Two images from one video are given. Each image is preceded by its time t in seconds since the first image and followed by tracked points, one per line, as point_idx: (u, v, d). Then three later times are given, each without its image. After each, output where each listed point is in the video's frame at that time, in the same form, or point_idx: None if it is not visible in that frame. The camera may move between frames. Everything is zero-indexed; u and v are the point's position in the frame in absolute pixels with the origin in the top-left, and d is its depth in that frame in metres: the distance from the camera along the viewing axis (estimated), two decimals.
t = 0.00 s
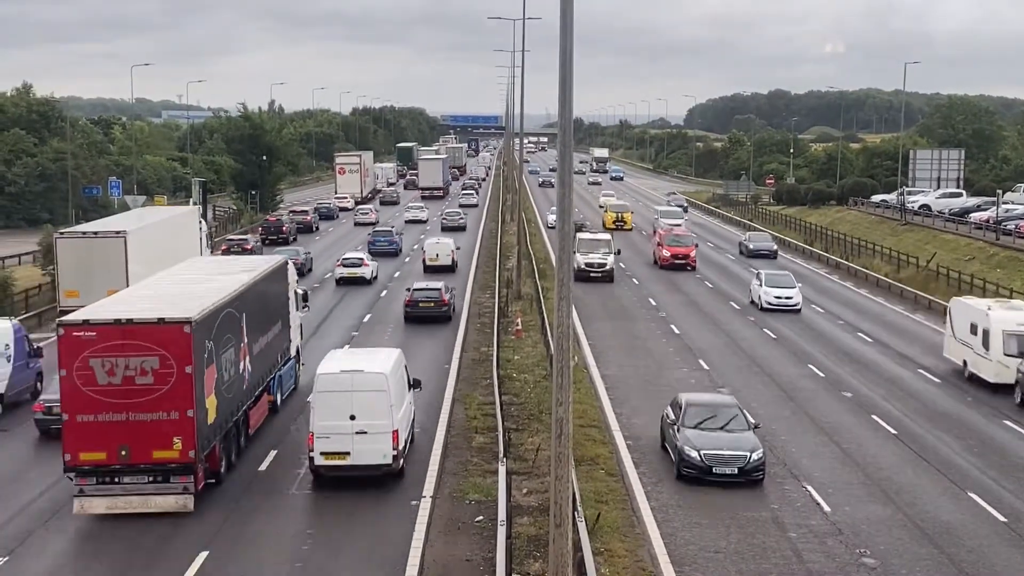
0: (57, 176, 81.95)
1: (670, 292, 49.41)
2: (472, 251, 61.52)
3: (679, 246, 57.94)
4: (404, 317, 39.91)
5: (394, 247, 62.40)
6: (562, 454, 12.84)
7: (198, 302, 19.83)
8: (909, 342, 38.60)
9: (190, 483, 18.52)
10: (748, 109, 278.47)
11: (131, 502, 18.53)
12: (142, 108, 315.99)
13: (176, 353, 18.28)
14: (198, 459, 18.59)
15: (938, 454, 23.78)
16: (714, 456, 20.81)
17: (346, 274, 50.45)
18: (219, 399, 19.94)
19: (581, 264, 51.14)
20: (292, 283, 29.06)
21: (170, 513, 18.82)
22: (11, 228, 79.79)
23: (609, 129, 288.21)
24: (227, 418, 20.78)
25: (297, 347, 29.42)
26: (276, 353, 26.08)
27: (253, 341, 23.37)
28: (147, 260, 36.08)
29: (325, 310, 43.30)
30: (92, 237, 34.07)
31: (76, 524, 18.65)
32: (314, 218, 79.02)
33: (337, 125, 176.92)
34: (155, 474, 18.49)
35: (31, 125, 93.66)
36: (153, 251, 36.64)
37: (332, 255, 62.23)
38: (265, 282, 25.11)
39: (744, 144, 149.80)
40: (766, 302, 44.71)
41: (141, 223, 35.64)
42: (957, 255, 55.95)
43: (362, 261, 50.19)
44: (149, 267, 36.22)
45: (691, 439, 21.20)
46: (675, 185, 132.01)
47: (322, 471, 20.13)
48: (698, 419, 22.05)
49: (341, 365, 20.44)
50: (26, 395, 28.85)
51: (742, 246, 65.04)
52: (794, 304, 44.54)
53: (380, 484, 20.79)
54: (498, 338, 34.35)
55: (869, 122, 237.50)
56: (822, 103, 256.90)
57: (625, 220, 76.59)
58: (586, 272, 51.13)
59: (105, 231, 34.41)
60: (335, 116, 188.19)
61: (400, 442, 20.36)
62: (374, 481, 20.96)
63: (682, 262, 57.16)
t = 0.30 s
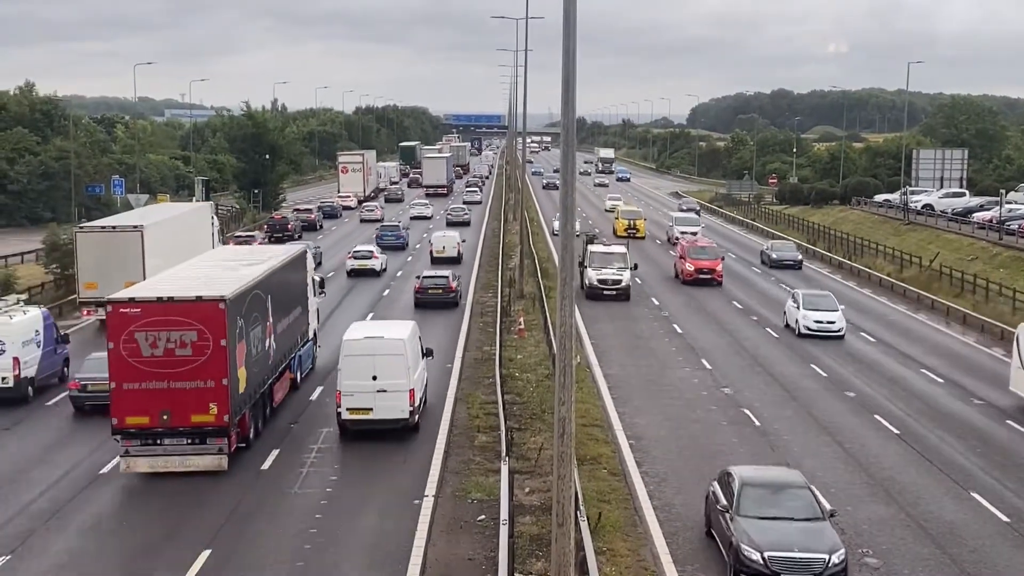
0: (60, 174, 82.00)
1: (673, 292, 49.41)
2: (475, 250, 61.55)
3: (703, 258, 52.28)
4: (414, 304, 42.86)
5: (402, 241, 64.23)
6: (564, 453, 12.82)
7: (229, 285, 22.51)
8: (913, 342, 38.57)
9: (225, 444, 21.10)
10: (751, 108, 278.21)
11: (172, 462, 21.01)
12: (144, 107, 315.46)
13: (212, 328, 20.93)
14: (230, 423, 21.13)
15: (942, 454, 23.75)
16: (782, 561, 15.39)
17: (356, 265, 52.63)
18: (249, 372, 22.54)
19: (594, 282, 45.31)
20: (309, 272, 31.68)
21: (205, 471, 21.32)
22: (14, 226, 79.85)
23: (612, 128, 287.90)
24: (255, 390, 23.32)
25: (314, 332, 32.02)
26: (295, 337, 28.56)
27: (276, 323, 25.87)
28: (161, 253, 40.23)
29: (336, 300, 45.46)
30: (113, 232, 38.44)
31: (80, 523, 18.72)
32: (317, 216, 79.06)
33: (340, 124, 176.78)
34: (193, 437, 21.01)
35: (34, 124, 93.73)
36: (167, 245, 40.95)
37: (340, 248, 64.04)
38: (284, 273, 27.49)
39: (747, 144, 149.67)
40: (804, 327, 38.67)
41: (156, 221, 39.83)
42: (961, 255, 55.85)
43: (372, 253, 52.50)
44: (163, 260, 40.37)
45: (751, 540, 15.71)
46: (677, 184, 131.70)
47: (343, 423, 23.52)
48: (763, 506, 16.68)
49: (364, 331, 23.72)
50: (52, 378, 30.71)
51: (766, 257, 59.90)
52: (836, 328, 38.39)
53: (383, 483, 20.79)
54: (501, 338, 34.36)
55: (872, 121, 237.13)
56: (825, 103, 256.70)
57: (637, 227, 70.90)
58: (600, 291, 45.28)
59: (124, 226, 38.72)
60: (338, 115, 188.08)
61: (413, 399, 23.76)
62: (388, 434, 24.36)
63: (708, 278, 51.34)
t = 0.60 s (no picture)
0: (63, 173, 81.96)
1: (676, 290, 49.40)
2: (477, 249, 61.56)
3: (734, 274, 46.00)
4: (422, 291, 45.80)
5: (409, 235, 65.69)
6: (566, 452, 12.83)
7: (256, 269, 25.05)
8: (915, 342, 38.55)
9: (253, 412, 23.74)
10: (754, 108, 278.10)
11: (204, 428, 23.72)
12: (145, 105, 315.18)
13: (242, 307, 23.57)
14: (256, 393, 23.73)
15: (944, 453, 23.73)
16: None
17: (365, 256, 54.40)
18: (274, 348, 25.16)
19: (609, 304, 39.59)
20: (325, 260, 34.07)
21: (232, 437, 24.01)
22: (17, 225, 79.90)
23: (614, 127, 287.70)
24: (278, 365, 25.96)
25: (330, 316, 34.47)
26: (313, 319, 31.09)
27: (296, 306, 28.34)
28: (175, 247, 41.61)
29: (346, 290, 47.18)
30: (129, 226, 39.76)
31: (83, 520, 18.77)
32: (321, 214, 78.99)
33: (342, 123, 176.64)
34: (223, 405, 23.67)
35: (37, 123, 93.70)
36: (182, 239, 42.45)
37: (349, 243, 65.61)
38: (302, 262, 29.82)
39: (749, 143, 149.54)
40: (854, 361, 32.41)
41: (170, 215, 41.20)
42: (963, 254, 55.83)
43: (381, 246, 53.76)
44: (177, 254, 41.73)
45: None
46: (679, 183, 131.47)
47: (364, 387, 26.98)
48: None
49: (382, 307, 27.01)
50: (77, 364, 32.25)
51: (792, 268, 55.03)
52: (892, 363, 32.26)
53: (385, 481, 20.82)
54: (503, 336, 34.37)
55: (875, 121, 237.02)
56: (828, 102, 256.49)
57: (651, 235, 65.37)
58: (616, 315, 39.56)
59: (140, 220, 40.09)
60: (340, 114, 187.97)
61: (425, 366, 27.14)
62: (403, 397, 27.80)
63: (738, 295, 45.40)
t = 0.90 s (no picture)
0: (64, 170, 81.95)
1: (677, 289, 49.40)
2: (478, 248, 61.61)
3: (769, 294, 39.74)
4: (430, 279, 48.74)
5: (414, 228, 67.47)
6: (567, 450, 12.83)
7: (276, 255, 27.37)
8: (916, 340, 38.55)
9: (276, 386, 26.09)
10: (755, 106, 277.92)
11: (230, 400, 26.13)
12: (147, 104, 315.11)
13: (266, 290, 25.94)
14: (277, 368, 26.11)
15: (944, 452, 23.73)
16: None
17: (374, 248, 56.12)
18: (294, 328, 27.57)
19: (628, 333, 33.67)
20: (338, 250, 36.36)
21: (256, 409, 26.46)
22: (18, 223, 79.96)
23: (615, 126, 287.50)
24: (298, 343, 28.29)
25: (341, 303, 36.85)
26: (327, 304, 33.50)
27: (313, 290, 30.68)
28: (186, 239, 42.63)
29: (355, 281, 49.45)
30: (141, 222, 40.65)
31: (84, 517, 18.80)
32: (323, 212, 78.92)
33: (343, 121, 176.64)
34: (248, 380, 26.08)
35: (39, 121, 93.67)
36: (193, 233, 43.64)
37: (357, 237, 67.24)
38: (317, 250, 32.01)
39: (750, 141, 149.46)
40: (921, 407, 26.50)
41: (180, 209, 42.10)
42: (964, 253, 55.84)
43: (389, 239, 55.67)
44: (188, 245, 42.79)
45: None
46: (680, 182, 131.42)
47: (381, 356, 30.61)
48: None
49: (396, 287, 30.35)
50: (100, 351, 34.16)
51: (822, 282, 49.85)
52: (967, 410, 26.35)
53: (386, 480, 20.82)
54: (504, 335, 34.36)
55: (876, 119, 236.94)
56: (829, 101, 256.19)
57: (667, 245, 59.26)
58: (636, 345, 33.61)
59: (151, 215, 40.97)
60: (341, 112, 187.74)
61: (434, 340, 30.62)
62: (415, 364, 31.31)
63: (775, 320, 39.13)
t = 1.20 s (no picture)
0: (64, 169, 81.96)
1: (677, 287, 49.45)
2: (478, 246, 61.68)
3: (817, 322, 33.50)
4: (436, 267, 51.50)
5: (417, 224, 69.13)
6: (567, 449, 12.84)
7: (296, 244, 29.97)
8: (916, 339, 38.59)
9: (294, 363, 28.63)
10: (756, 105, 277.97)
11: (252, 376, 28.69)
12: (147, 101, 314.78)
13: (286, 275, 28.54)
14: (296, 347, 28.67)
15: (944, 450, 23.75)
16: None
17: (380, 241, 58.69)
18: (311, 312, 30.15)
19: (652, 374, 27.45)
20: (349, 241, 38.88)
21: (276, 385, 29.01)
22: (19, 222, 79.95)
23: (616, 124, 287.45)
24: (314, 326, 30.80)
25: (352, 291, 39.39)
26: (341, 292, 36.08)
27: (328, 277, 33.16)
28: (195, 234, 44.55)
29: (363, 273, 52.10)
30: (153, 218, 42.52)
31: (85, 515, 18.83)
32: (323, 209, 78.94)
33: (344, 120, 176.67)
34: (269, 358, 28.63)
35: (39, 119, 93.69)
36: (201, 229, 45.66)
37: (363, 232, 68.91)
38: (329, 241, 34.37)
39: (750, 140, 149.44)
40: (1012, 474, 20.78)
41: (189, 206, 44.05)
42: (965, 251, 55.84)
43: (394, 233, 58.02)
44: (196, 241, 44.71)
45: None
46: (680, 180, 131.37)
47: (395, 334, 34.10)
48: None
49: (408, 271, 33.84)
50: (118, 340, 35.78)
51: (856, 299, 44.39)
52: None
53: (386, 478, 20.83)
54: (505, 333, 34.39)
55: (876, 118, 236.96)
56: (829, 99, 256.09)
57: (683, 258, 53.66)
58: (661, 388, 27.42)
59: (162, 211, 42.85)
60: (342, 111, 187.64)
61: (441, 318, 34.07)
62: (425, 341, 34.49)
63: (824, 352, 32.96)
